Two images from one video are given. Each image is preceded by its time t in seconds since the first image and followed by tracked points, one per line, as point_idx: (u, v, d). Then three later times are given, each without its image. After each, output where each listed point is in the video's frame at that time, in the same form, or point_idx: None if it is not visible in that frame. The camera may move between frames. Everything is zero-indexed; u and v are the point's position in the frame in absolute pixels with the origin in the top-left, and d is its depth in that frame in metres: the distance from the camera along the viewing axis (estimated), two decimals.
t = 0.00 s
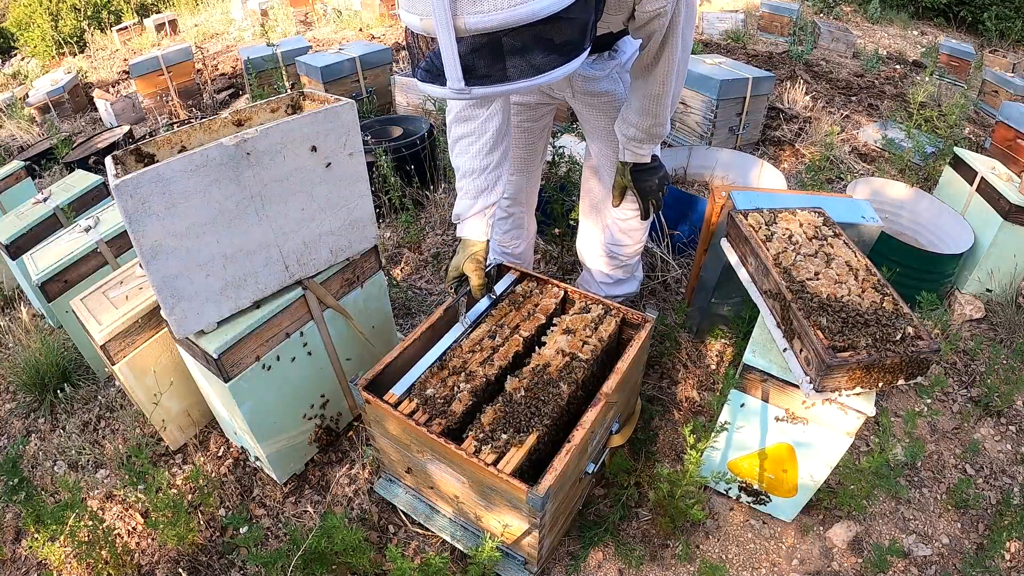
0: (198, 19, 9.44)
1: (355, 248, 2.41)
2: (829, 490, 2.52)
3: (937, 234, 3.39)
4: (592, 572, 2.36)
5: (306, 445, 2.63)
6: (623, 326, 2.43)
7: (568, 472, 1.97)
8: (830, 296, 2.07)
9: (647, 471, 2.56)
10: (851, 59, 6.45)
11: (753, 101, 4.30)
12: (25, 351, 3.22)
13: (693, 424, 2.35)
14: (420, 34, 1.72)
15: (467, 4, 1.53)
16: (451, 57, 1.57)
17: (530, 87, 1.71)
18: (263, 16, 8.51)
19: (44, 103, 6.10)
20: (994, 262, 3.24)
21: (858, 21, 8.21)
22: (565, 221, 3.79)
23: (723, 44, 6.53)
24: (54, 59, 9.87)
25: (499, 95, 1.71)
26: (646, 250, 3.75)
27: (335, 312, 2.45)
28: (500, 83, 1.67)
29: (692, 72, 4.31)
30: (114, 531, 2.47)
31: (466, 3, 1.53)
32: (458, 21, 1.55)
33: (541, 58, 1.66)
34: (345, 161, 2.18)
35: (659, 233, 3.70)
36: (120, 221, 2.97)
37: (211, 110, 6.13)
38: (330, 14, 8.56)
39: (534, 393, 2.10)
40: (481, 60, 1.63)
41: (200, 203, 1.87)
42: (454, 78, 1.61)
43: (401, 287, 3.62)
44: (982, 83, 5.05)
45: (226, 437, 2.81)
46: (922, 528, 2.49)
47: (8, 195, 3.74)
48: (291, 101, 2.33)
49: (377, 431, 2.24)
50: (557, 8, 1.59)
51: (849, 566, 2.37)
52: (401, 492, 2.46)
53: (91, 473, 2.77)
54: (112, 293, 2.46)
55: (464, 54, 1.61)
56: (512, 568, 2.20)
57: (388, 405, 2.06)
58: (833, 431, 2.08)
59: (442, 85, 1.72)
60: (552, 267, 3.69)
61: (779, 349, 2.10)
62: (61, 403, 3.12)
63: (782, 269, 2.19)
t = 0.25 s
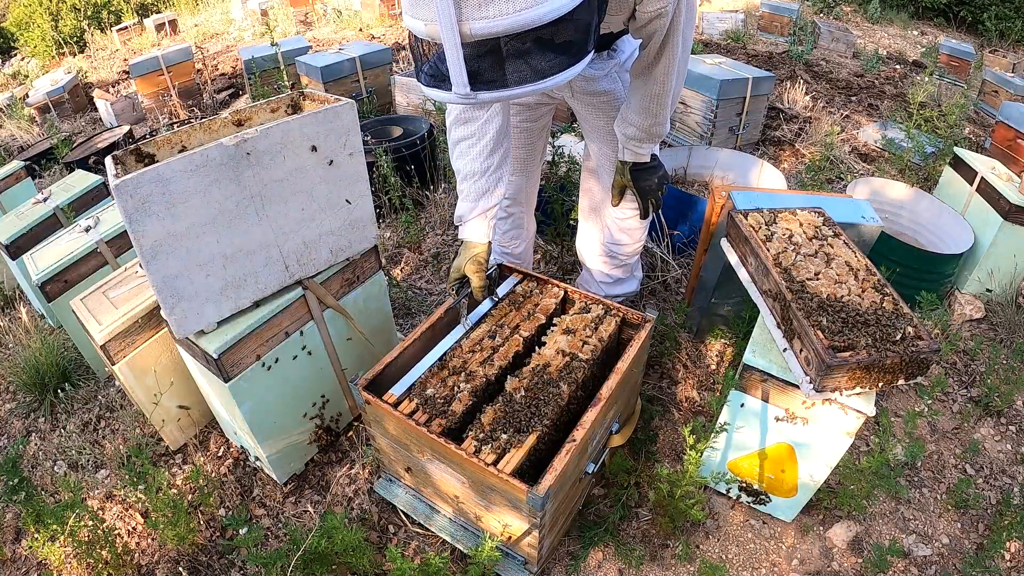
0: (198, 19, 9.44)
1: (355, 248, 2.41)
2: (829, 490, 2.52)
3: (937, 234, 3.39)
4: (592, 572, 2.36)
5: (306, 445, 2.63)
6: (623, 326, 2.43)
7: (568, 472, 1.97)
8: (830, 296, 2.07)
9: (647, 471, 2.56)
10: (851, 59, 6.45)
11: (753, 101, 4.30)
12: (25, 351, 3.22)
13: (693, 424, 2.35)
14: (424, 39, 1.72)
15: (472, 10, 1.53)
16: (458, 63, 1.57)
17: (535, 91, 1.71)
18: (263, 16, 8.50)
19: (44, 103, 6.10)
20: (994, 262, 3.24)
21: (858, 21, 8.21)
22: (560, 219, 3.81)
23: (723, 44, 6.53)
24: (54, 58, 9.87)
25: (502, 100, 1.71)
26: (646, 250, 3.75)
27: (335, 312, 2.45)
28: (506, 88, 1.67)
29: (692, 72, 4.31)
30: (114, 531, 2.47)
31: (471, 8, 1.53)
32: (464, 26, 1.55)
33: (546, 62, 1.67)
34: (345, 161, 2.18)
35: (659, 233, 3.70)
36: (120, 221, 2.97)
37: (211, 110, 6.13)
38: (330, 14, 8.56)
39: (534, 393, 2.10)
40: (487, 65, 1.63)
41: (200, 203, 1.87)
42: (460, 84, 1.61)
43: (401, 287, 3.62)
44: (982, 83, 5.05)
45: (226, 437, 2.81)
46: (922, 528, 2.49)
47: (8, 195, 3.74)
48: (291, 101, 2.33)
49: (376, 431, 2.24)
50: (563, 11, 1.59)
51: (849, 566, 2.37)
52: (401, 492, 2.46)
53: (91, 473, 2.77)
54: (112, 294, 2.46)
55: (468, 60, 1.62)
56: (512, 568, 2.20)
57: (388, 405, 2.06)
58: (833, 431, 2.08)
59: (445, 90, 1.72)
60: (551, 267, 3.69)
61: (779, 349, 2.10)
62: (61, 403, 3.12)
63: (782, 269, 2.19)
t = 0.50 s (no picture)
0: (198, 19, 9.44)
1: (355, 247, 2.41)
2: (829, 490, 2.52)
3: (937, 234, 3.39)
4: (592, 572, 2.36)
5: (306, 444, 2.63)
6: (623, 326, 2.43)
7: (568, 472, 1.97)
8: (830, 296, 2.07)
9: (647, 471, 2.56)
10: (851, 59, 6.45)
11: (753, 101, 4.30)
12: (25, 351, 3.22)
13: (693, 424, 2.35)
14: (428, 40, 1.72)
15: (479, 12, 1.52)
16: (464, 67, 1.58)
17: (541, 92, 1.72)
18: (263, 16, 8.49)
19: (44, 103, 6.10)
20: (994, 262, 3.24)
21: (858, 21, 8.21)
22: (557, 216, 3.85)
23: (723, 44, 6.52)
24: (53, 58, 9.87)
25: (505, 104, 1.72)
26: (646, 250, 3.75)
27: (335, 312, 2.45)
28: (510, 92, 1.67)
29: (692, 72, 4.31)
30: (114, 531, 2.47)
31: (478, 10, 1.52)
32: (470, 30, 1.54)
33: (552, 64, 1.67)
34: (346, 161, 2.18)
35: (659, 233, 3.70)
36: (120, 221, 2.97)
37: (211, 110, 6.13)
38: (330, 14, 8.56)
39: (534, 393, 2.10)
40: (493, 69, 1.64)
41: (200, 203, 1.87)
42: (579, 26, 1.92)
43: (400, 287, 3.62)
44: (982, 83, 5.05)
45: (225, 437, 2.81)
46: (922, 528, 2.49)
47: (8, 195, 3.74)
48: (291, 101, 2.33)
49: (376, 431, 2.24)
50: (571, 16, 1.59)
51: (849, 565, 2.38)
52: (401, 493, 2.46)
53: (91, 473, 2.77)
54: (112, 294, 2.46)
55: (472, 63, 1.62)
56: (512, 568, 2.21)
57: (388, 405, 2.06)
58: (833, 431, 2.08)
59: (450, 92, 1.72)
60: (551, 267, 3.69)
61: (779, 349, 2.10)
62: (61, 403, 3.12)
63: (782, 269, 2.19)
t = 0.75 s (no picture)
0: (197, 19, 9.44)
1: (355, 247, 2.41)
2: (829, 490, 2.52)
3: (937, 234, 3.39)
4: (592, 572, 2.36)
5: (305, 444, 2.63)
6: (623, 326, 2.43)
7: (568, 472, 1.97)
8: (830, 296, 2.07)
9: (647, 471, 2.56)
10: (851, 59, 6.45)
11: (753, 101, 4.30)
12: (25, 351, 3.22)
13: (693, 424, 2.35)
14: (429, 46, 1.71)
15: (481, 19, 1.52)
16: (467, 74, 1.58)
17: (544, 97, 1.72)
18: (263, 15, 8.49)
19: (44, 103, 6.11)
20: (994, 262, 3.24)
21: (858, 21, 8.21)
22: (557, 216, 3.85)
23: (723, 44, 6.52)
24: (53, 58, 9.88)
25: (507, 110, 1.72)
26: (646, 250, 3.75)
27: (335, 312, 2.45)
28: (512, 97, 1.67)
29: (692, 72, 4.31)
30: (114, 531, 2.47)
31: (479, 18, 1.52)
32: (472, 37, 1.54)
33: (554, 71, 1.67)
34: (346, 161, 2.18)
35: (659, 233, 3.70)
36: (120, 221, 2.97)
37: (211, 110, 6.13)
38: (330, 14, 8.56)
39: (534, 393, 2.11)
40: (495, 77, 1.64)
41: (201, 202, 1.87)
42: None
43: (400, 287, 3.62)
44: (982, 83, 5.05)
45: (226, 437, 2.81)
46: (922, 528, 2.49)
47: (8, 195, 3.74)
48: (291, 101, 2.33)
49: (376, 431, 2.24)
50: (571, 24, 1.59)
51: (849, 565, 2.37)
52: (401, 493, 2.46)
53: (91, 473, 2.77)
54: (112, 294, 2.46)
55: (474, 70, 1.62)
56: (512, 568, 2.20)
57: (388, 405, 2.06)
58: (833, 431, 2.08)
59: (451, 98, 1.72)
60: (551, 267, 3.69)
61: (779, 349, 2.10)
62: (61, 403, 3.12)
63: (782, 269, 2.19)
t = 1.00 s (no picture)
0: (198, 19, 9.44)
1: (355, 247, 2.41)
2: (829, 490, 2.52)
3: (937, 234, 3.39)
4: (592, 572, 2.36)
5: (305, 444, 2.63)
6: (623, 326, 2.43)
7: (568, 472, 1.97)
8: (830, 296, 2.07)
9: (647, 471, 2.56)
10: (851, 59, 6.45)
11: (753, 101, 4.30)
12: (25, 351, 3.22)
13: (693, 424, 2.35)
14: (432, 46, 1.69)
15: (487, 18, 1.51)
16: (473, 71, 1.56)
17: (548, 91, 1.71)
18: (263, 15, 8.48)
19: (44, 103, 6.11)
20: (994, 262, 3.24)
21: (858, 21, 8.21)
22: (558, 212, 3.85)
23: (723, 44, 6.52)
24: (53, 58, 9.88)
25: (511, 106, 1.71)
26: (646, 250, 3.75)
27: (335, 312, 2.45)
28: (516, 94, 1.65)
29: (692, 72, 4.31)
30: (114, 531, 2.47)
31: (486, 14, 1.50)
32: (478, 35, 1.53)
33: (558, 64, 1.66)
34: (346, 161, 2.18)
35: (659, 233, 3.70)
36: (120, 221, 2.97)
37: (211, 110, 6.13)
38: (330, 14, 8.56)
39: (534, 393, 2.11)
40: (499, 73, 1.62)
41: (200, 202, 1.87)
42: None
43: (400, 287, 3.62)
44: (982, 83, 5.05)
45: (225, 437, 2.81)
46: (922, 528, 2.49)
47: (9, 195, 3.74)
48: (291, 101, 2.33)
49: (376, 431, 2.24)
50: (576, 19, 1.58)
51: (849, 565, 2.37)
52: (401, 493, 2.46)
53: (91, 473, 2.77)
54: (112, 294, 2.46)
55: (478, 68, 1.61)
56: (512, 568, 2.20)
57: (388, 405, 2.06)
58: (833, 431, 2.08)
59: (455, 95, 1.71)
60: (551, 267, 3.69)
61: (779, 349, 2.10)
62: (61, 403, 3.12)
63: (782, 269, 2.19)
